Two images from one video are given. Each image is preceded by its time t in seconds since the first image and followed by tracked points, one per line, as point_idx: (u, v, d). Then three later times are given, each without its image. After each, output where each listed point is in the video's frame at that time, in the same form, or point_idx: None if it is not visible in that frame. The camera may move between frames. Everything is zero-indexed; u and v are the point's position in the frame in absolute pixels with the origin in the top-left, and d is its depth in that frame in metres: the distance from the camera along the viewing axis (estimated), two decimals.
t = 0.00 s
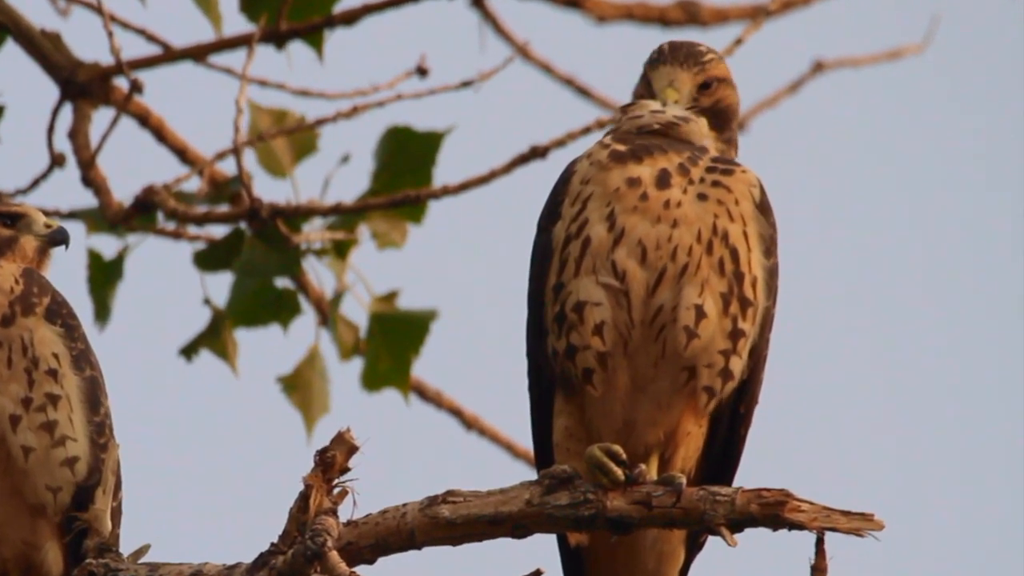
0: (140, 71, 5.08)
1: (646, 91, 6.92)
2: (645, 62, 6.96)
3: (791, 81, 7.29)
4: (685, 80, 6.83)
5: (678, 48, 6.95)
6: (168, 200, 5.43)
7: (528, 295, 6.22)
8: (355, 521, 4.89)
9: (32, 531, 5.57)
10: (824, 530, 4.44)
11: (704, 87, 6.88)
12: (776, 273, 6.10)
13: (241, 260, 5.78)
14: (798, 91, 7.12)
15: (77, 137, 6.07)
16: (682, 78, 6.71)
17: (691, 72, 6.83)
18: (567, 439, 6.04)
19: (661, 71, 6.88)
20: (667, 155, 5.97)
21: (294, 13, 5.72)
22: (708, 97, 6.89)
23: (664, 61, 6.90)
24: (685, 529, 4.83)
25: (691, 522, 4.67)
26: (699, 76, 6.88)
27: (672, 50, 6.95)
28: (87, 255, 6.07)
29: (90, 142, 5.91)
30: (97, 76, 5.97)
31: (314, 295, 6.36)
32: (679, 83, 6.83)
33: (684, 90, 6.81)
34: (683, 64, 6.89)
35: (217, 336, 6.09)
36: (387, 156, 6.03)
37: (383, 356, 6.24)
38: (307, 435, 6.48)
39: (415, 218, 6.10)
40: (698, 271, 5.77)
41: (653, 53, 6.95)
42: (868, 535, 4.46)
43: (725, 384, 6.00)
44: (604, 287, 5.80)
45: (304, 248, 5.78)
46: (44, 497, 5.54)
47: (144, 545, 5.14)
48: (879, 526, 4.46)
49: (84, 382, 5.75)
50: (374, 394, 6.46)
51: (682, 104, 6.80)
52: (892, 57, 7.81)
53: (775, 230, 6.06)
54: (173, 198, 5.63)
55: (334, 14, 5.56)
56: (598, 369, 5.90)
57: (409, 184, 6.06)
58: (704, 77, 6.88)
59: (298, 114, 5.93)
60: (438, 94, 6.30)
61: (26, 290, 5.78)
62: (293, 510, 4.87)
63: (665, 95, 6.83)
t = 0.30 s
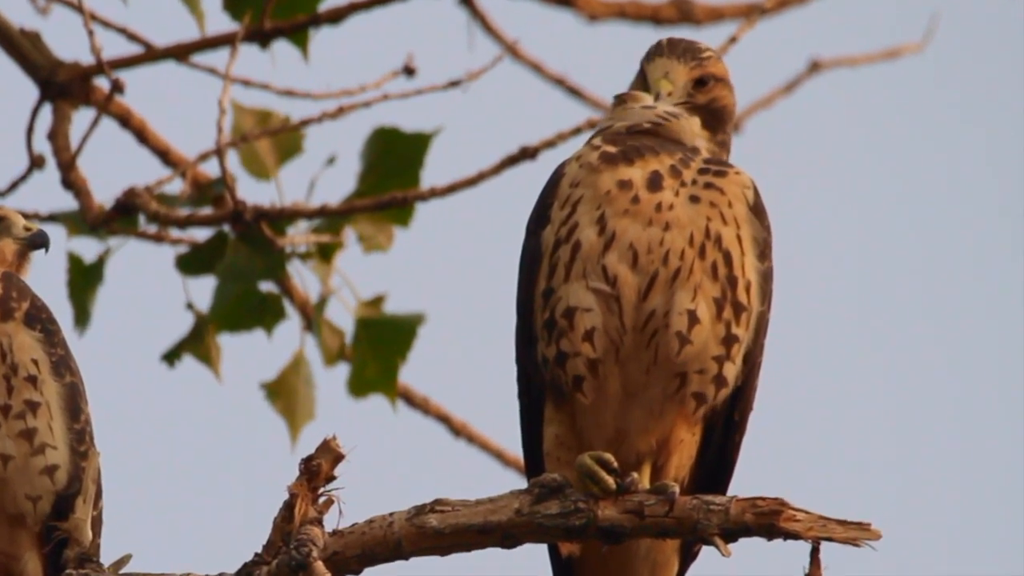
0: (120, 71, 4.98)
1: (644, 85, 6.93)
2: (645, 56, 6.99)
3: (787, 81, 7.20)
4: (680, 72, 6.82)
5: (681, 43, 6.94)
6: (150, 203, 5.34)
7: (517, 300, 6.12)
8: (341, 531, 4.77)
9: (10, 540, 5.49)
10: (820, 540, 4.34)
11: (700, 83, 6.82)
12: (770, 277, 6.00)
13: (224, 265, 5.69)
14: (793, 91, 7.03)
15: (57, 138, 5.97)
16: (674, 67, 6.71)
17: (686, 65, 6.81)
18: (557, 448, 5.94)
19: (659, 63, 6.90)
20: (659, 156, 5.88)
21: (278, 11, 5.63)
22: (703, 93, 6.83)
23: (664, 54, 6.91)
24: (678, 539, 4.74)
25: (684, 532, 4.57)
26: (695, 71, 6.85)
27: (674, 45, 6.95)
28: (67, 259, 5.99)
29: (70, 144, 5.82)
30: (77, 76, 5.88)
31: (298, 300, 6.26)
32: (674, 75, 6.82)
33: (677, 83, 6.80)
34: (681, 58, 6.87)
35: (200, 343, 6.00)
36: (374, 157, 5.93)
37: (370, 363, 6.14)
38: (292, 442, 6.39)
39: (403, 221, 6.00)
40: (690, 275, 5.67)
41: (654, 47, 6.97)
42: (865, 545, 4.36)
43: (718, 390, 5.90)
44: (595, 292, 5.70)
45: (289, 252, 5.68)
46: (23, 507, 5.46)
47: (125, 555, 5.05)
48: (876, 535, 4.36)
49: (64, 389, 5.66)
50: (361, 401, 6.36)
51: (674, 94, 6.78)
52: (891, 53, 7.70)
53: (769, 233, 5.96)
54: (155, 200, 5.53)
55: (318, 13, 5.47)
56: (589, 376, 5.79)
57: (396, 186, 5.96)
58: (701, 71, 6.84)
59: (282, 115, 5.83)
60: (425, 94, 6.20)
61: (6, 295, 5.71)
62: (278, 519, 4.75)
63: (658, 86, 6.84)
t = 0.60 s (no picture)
0: (100, 71, 4.88)
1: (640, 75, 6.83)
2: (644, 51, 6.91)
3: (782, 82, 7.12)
4: (680, 63, 6.75)
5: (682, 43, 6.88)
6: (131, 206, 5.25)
7: (506, 299, 6.03)
8: (326, 541, 4.67)
9: None
10: (816, 550, 4.25)
11: (698, 80, 6.75)
12: (763, 278, 5.92)
13: (206, 269, 5.60)
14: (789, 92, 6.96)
15: (36, 140, 5.87)
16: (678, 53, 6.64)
17: (687, 57, 6.75)
18: (545, 451, 5.84)
19: (659, 54, 6.81)
20: (651, 153, 5.79)
21: (262, 10, 5.54)
22: (700, 91, 6.75)
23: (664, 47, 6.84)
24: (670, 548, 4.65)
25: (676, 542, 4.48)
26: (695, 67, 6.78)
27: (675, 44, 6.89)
28: (46, 263, 5.90)
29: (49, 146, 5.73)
30: (56, 77, 5.78)
31: (282, 305, 6.16)
32: (674, 65, 6.74)
33: (677, 72, 6.72)
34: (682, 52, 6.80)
35: (181, 349, 5.91)
36: (360, 158, 5.83)
37: (355, 370, 6.04)
38: (276, 450, 6.29)
39: (389, 225, 5.90)
40: (681, 274, 5.58)
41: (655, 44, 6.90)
42: (861, 555, 4.27)
43: (709, 393, 5.81)
44: (584, 289, 5.61)
45: (272, 255, 5.59)
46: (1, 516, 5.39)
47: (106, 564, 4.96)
48: (873, 545, 4.27)
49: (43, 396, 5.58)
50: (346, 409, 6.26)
51: (673, 83, 6.69)
52: (887, 54, 7.61)
53: (763, 234, 5.88)
54: (136, 203, 5.44)
55: (303, 12, 5.38)
56: (578, 376, 5.71)
57: (382, 190, 5.86)
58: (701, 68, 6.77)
59: (266, 117, 5.75)
60: (413, 94, 6.11)
61: None
62: (260, 529, 4.64)
63: (658, 74, 6.74)
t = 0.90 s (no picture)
0: (79, 71, 4.79)
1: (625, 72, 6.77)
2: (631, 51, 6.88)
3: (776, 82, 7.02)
4: (661, 57, 6.69)
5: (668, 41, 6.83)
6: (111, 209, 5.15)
7: (494, 304, 5.94)
8: (310, 552, 4.56)
9: None
10: (811, 559, 4.15)
11: (680, 75, 6.67)
12: (759, 279, 5.83)
13: (188, 273, 5.50)
14: (782, 93, 6.88)
15: (14, 142, 5.76)
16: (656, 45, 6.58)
17: (668, 51, 6.68)
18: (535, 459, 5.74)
19: (643, 50, 6.77)
20: (643, 152, 5.70)
21: (244, 9, 5.44)
22: (682, 86, 6.67)
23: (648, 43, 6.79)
24: (662, 559, 4.55)
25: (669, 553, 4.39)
26: (678, 62, 6.70)
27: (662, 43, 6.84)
28: (24, 267, 5.81)
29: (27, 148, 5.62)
30: (35, 77, 5.68)
31: (265, 310, 6.06)
32: (655, 60, 6.68)
33: (658, 67, 6.66)
34: (665, 48, 6.74)
35: (163, 355, 5.81)
36: (345, 159, 5.74)
37: (340, 377, 5.93)
38: (259, 459, 6.19)
39: (375, 228, 5.81)
40: (675, 279, 5.49)
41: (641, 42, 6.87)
42: (857, 565, 4.18)
43: (705, 400, 5.72)
44: (576, 295, 5.51)
45: (254, 258, 5.51)
46: None
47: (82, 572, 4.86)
48: (869, 555, 4.17)
49: (21, 404, 5.55)
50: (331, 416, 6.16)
51: (653, 77, 6.63)
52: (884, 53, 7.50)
53: (759, 234, 5.80)
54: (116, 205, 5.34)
55: (286, 10, 5.28)
56: (570, 383, 5.61)
57: (368, 192, 5.77)
58: (684, 64, 6.68)
59: (248, 119, 5.66)
60: (398, 94, 6.02)
61: None
62: (243, 539, 4.53)
63: (639, 69, 6.69)
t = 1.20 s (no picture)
0: (58, 70, 4.69)
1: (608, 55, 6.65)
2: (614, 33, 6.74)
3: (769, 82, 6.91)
4: (646, 41, 6.57)
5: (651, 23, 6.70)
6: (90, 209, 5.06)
7: (481, 314, 5.83)
8: (294, 562, 4.46)
9: None
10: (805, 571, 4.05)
11: (665, 60, 6.56)
12: (756, 287, 5.72)
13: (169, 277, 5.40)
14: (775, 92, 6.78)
15: None
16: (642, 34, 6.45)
17: (653, 34, 6.56)
18: (524, 471, 5.64)
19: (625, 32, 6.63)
20: (631, 161, 5.59)
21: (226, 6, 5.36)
22: (668, 72, 6.56)
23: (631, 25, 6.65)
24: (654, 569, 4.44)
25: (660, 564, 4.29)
26: (663, 45, 6.58)
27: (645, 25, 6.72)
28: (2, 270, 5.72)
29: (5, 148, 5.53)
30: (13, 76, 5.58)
31: (248, 315, 5.96)
32: (640, 43, 6.56)
33: (643, 50, 6.53)
34: (649, 29, 6.62)
35: (142, 360, 5.72)
36: (329, 161, 5.64)
37: (324, 382, 5.83)
38: (242, 467, 6.08)
39: (359, 230, 5.71)
40: (670, 291, 5.39)
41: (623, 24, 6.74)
42: None
43: (704, 413, 5.62)
44: (568, 308, 5.41)
45: (237, 262, 5.40)
46: None
47: None
48: (865, 566, 4.07)
49: None
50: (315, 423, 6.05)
51: (638, 61, 6.51)
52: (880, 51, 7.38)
53: (756, 242, 5.69)
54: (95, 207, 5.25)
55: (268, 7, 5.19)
56: (560, 397, 5.51)
57: (353, 194, 5.67)
58: (669, 48, 6.57)
59: (230, 118, 5.56)
60: (384, 94, 5.92)
61: None
62: (227, 550, 4.44)
63: (623, 53, 6.56)
